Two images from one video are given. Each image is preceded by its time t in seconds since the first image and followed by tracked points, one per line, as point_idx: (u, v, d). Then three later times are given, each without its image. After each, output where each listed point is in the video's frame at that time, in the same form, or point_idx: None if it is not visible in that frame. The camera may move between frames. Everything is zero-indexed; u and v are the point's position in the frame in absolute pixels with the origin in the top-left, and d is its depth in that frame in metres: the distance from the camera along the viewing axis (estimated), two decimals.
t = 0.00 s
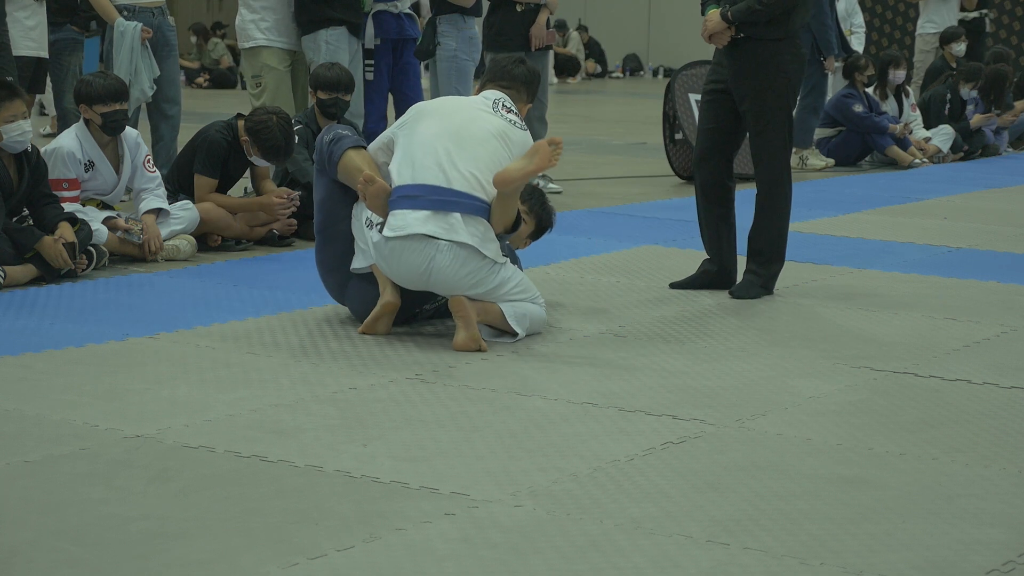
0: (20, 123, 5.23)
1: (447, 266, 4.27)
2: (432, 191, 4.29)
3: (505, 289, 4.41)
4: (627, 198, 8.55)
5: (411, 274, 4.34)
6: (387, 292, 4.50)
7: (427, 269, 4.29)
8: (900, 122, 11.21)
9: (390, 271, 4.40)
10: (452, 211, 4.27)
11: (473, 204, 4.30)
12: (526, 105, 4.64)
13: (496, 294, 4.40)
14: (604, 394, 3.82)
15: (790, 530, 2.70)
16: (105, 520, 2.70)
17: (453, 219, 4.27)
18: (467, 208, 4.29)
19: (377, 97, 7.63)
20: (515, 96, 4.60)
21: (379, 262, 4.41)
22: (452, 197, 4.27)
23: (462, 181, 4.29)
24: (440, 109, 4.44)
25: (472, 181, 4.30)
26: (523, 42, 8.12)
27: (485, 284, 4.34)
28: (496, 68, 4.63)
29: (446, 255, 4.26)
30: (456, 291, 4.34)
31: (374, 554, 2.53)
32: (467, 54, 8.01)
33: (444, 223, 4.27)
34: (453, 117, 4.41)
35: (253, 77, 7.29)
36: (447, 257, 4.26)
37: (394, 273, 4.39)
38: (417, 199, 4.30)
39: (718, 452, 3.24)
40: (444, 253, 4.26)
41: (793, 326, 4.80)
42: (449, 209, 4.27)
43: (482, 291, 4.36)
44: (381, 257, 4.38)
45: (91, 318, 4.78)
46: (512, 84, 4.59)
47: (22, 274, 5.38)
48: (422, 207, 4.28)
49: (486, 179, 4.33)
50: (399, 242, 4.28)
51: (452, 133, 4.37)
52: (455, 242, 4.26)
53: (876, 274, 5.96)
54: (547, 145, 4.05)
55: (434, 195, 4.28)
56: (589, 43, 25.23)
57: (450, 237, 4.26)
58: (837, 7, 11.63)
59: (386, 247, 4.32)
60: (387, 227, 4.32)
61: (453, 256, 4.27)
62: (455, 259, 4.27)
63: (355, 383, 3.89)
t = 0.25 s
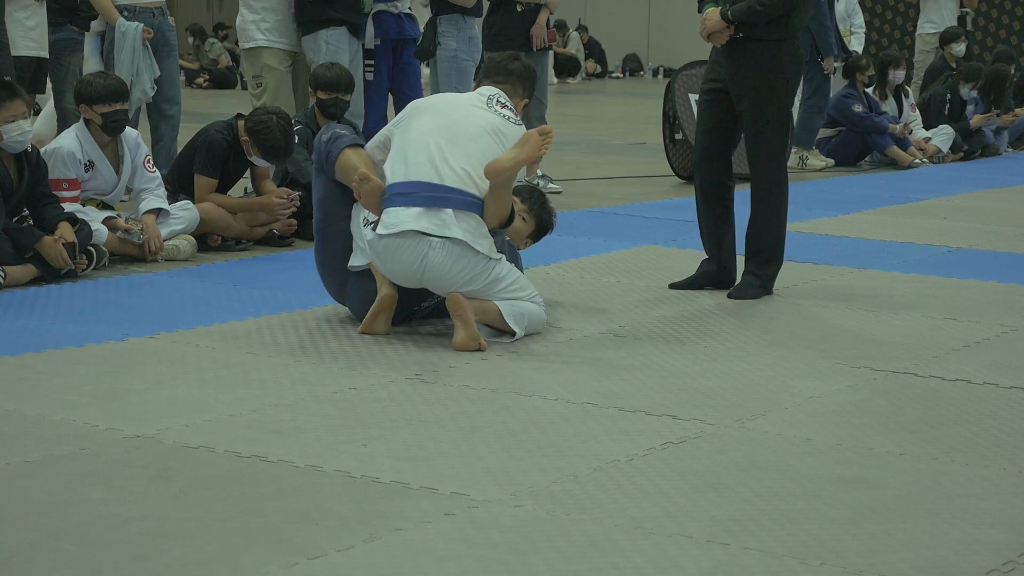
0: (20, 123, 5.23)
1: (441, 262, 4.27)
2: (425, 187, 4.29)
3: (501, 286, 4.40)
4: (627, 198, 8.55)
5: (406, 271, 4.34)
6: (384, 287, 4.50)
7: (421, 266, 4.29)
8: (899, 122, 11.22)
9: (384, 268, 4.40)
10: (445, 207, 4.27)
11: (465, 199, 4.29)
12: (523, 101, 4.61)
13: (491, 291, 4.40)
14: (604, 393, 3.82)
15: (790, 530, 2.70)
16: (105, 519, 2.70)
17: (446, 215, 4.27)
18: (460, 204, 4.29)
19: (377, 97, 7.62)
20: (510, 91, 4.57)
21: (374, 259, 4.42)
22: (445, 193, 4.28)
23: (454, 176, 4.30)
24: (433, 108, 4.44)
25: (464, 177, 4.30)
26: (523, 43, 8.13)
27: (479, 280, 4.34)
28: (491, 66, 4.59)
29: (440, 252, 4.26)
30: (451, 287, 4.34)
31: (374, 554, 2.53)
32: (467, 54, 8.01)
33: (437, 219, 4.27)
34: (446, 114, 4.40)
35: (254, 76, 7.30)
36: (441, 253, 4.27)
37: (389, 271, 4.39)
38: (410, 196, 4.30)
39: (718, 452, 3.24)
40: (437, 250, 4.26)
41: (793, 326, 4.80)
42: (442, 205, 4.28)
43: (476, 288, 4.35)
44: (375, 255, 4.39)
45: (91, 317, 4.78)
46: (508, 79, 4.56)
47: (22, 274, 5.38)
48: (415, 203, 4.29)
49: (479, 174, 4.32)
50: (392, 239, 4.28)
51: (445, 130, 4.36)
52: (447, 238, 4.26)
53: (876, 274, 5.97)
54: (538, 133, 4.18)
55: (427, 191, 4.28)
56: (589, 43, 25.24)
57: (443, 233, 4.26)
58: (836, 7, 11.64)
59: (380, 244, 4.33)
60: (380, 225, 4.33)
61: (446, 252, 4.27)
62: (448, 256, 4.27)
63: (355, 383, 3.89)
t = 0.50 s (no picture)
0: (20, 123, 5.23)
1: (438, 269, 4.28)
2: (420, 193, 4.28)
3: (500, 289, 4.40)
4: (626, 198, 8.55)
5: (404, 276, 4.35)
6: (384, 288, 4.50)
7: (419, 272, 4.30)
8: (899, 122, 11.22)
9: (383, 273, 4.41)
10: (443, 213, 4.26)
11: (463, 203, 4.29)
12: (510, 91, 4.49)
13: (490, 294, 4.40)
14: (604, 393, 3.82)
15: (790, 530, 2.70)
16: (105, 519, 2.70)
17: (443, 221, 4.27)
18: (458, 209, 4.28)
19: (377, 97, 7.62)
20: (496, 86, 4.45)
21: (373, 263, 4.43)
22: (443, 199, 4.26)
23: (452, 182, 4.28)
24: (426, 109, 4.37)
25: (459, 181, 4.28)
26: (523, 42, 8.13)
27: (478, 285, 4.35)
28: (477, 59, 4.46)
29: (437, 258, 4.27)
30: (450, 293, 4.35)
31: (374, 554, 2.53)
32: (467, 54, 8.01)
33: (435, 226, 4.26)
34: (440, 117, 4.34)
35: (255, 76, 7.31)
36: (438, 260, 4.27)
37: (388, 275, 4.40)
38: (407, 202, 4.29)
39: (718, 452, 3.24)
40: (435, 256, 4.27)
41: (793, 326, 4.80)
42: (439, 211, 4.27)
43: (475, 292, 4.36)
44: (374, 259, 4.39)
45: (91, 317, 4.78)
46: (493, 73, 4.43)
47: (22, 274, 5.38)
48: (412, 210, 4.28)
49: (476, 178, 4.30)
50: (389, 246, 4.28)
51: (440, 134, 4.32)
52: (445, 244, 4.26)
53: (876, 274, 5.97)
54: (533, 144, 4.09)
55: (423, 198, 4.27)
56: (589, 44, 25.24)
57: (440, 240, 4.26)
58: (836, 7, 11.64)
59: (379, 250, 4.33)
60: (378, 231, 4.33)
61: (444, 259, 4.27)
62: (447, 262, 4.27)
63: (355, 383, 3.89)
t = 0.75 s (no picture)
0: (20, 123, 5.23)
1: (443, 263, 4.28)
2: (421, 185, 4.29)
3: (505, 285, 4.41)
4: (626, 198, 8.55)
5: (409, 272, 4.36)
6: (386, 288, 4.50)
7: (423, 267, 4.31)
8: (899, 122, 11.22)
9: (388, 269, 4.42)
10: (445, 205, 4.27)
11: (466, 193, 4.30)
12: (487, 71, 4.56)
13: (495, 290, 4.40)
14: (604, 394, 3.82)
15: (790, 530, 2.70)
16: (105, 519, 2.70)
17: (447, 213, 4.27)
18: (461, 199, 4.28)
19: (377, 97, 7.62)
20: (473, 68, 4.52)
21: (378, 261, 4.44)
22: (445, 190, 4.28)
23: (453, 170, 4.29)
24: (409, 105, 4.39)
25: (456, 168, 4.29)
26: (523, 42, 8.12)
27: (482, 281, 4.34)
28: (449, 47, 4.53)
29: (442, 252, 4.28)
30: (455, 288, 4.35)
31: (374, 554, 2.53)
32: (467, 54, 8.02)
33: (439, 218, 4.27)
34: (425, 111, 4.37)
35: (254, 76, 7.30)
36: (442, 253, 4.28)
37: (393, 272, 4.41)
38: (409, 196, 4.30)
39: (719, 452, 3.24)
40: (439, 250, 4.28)
41: (793, 326, 4.80)
42: (441, 203, 4.28)
43: (480, 288, 4.36)
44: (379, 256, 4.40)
45: (91, 317, 4.78)
46: (467, 57, 4.51)
47: (22, 274, 5.38)
48: (415, 204, 4.29)
49: (476, 164, 4.32)
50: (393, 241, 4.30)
51: (430, 127, 4.35)
52: (449, 237, 4.27)
53: (876, 274, 5.97)
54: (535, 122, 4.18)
55: (424, 190, 4.28)
56: (589, 44, 25.24)
57: (444, 233, 4.27)
58: (836, 8, 11.64)
59: (383, 246, 4.35)
60: (383, 226, 4.34)
61: (448, 252, 4.28)
62: (451, 256, 4.28)
63: (355, 383, 3.89)
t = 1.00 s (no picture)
0: (20, 123, 5.22)
1: (440, 259, 4.29)
2: (414, 181, 4.31)
3: (504, 281, 4.39)
4: (626, 198, 8.55)
5: (408, 269, 4.37)
6: (390, 287, 4.50)
7: (422, 264, 4.32)
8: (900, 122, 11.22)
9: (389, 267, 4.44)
10: (440, 200, 4.28)
11: (461, 189, 4.30)
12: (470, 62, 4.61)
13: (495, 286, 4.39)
14: (603, 394, 3.82)
15: (791, 530, 2.70)
16: (105, 519, 2.70)
17: (442, 208, 4.27)
18: (456, 194, 4.29)
19: (377, 97, 7.62)
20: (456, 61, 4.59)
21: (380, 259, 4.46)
22: (439, 186, 4.29)
23: (448, 164, 4.32)
24: (393, 106, 4.44)
25: (448, 161, 4.32)
26: (523, 42, 8.12)
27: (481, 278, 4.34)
28: (428, 45, 4.62)
29: (439, 248, 4.29)
30: (454, 284, 4.35)
31: (374, 554, 2.53)
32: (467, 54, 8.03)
33: (434, 214, 4.28)
34: (412, 110, 4.41)
35: (254, 76, 7.29)
36: (439, 249, 4.29)
37: (394, 270, 4.42)
38: (404, 194, 4.31)
39: (719, 452, 3.24)
40: (436, 246, 4.29)
41: (793, 326, 4.80)
42: (436, 199, 4.28)
43: (479, 284, 4.35)
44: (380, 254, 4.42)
45: (92, 317, 4.78)
46: (448, 52, 4.58)
47: (22, 274, 5.38)
48: (411, 201, 4.30)
49: (467, 154, 4.34)
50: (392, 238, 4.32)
51: (420, 125, 4.38)
52: (446, 233, 4.27)
53: (876, 274, 5.97)
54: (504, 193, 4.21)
55: (417, 186, 4.30)
56: (589, 43, 25.23)
57: (441, 229, 4.27)
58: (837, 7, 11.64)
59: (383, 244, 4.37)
60: (381, 225, 4.36)
61: (445, 248, 4.28)
62: (448, 252, 4.29)
63: (355, 383, 3.89)
